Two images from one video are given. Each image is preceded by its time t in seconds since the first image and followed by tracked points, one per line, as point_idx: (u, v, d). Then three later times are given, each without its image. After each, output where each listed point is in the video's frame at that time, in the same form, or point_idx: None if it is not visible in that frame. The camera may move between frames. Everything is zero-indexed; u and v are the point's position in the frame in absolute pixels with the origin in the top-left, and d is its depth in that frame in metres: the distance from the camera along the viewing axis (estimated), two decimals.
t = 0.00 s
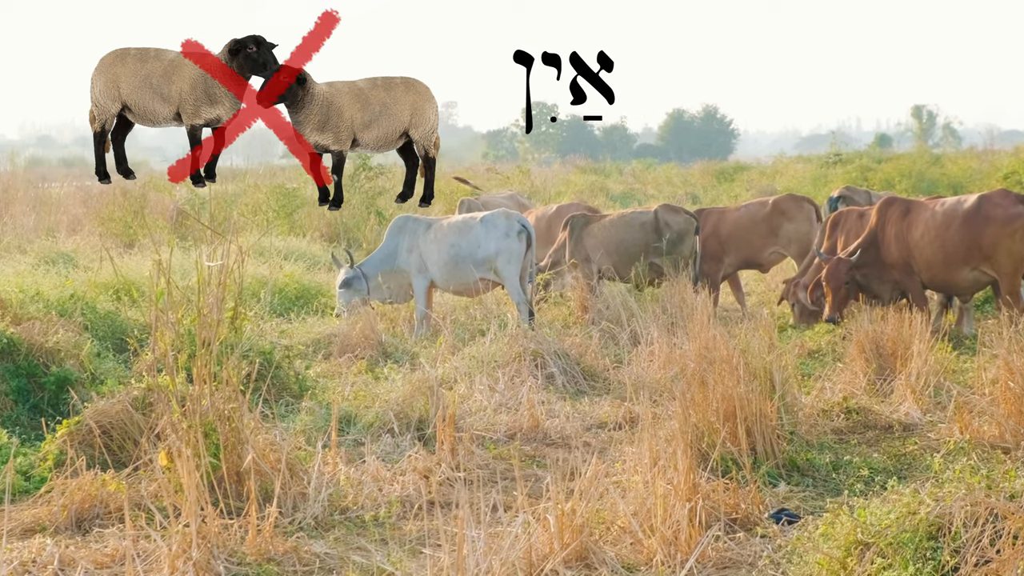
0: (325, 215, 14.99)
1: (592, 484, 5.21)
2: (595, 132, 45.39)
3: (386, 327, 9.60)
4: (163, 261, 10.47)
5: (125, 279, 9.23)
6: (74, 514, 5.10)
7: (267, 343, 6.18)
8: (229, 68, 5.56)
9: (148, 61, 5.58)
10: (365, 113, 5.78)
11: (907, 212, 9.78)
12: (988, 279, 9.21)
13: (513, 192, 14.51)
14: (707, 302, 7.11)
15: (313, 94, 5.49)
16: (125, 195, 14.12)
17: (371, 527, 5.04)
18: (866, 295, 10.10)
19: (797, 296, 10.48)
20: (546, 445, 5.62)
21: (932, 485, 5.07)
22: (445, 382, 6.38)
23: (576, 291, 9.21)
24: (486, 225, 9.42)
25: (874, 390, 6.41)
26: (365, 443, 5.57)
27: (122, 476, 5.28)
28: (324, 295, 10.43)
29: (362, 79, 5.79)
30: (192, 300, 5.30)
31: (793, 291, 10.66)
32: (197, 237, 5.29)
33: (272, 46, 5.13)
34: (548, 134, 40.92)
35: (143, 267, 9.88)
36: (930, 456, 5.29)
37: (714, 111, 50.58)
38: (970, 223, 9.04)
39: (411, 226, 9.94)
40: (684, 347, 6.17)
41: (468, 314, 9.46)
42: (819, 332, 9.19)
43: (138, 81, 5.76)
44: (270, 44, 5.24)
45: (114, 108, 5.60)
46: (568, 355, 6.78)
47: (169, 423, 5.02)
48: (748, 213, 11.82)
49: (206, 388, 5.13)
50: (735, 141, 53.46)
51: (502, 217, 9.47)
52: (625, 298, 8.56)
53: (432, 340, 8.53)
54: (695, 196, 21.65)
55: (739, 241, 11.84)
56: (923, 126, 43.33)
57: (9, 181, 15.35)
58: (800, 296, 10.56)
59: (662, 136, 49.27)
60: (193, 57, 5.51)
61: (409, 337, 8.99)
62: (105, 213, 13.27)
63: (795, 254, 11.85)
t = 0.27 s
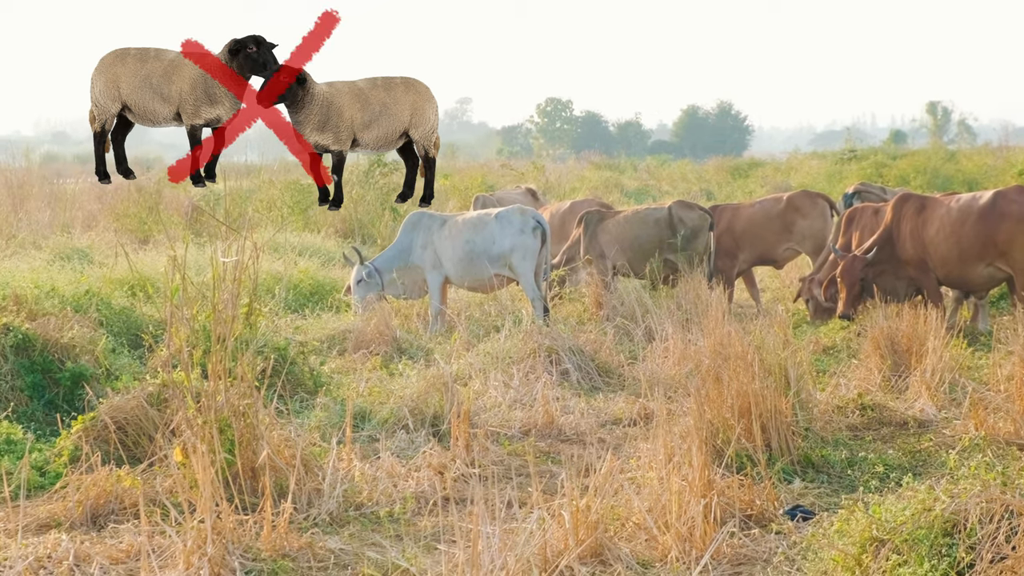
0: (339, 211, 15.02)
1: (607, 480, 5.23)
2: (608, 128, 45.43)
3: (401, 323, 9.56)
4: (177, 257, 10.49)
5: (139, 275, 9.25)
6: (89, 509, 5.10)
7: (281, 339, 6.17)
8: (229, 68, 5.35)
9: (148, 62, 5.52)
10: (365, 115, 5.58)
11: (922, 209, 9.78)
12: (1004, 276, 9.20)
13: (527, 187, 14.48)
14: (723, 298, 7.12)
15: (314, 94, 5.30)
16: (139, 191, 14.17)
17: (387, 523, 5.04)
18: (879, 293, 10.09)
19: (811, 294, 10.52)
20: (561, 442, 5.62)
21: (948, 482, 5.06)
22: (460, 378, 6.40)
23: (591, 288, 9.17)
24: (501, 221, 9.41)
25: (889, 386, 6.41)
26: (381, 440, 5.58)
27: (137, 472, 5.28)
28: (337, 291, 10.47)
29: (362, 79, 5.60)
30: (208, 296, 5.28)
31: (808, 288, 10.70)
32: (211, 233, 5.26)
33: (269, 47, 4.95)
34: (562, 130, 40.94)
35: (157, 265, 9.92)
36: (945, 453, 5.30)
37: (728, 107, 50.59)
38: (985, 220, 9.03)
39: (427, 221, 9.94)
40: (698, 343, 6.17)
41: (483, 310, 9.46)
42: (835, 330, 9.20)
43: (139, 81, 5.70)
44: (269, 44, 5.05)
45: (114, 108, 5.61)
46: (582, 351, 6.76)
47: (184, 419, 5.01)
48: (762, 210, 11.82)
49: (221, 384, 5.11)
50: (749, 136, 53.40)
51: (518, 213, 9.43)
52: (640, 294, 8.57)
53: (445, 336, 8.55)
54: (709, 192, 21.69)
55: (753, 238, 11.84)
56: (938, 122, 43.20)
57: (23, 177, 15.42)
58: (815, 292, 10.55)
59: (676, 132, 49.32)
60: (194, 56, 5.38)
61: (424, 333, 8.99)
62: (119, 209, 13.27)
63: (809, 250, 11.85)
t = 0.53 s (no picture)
0: (352, 207, 15.06)
1: (620, 478, 5.22)
2: (621, 126, 45.44)
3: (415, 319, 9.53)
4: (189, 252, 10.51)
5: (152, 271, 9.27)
6: (102, 505, 5.09)
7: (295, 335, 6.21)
8: (229, 68, 5.19)
9: (148, 61, 5.36)
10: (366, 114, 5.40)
11: (936, 207, 9.77)
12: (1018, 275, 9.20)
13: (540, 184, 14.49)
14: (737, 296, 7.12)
15: (313, 94, 5.12)
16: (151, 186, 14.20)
17: (400, 520, 5.03)
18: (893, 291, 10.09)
19: (827, 291, 10.59)
20: (574, 439, 5.62)
21: (962, 481, 5.07)
22: (474, 375, 6.40)
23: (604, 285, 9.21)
24: (515, 218, 9.41)
25: (903, 385, 6.38)
26: (394, 436, 5.57)
27: (150, 467, 5.28)
28: (352, 287, 10.49)
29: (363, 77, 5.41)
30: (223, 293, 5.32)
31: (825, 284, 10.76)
32: (226, 230, 5.25)
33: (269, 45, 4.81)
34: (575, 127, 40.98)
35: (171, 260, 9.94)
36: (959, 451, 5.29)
37: (742, 105, 50.55)
38: (1000, 219, 9.03)
39: (440, 218, 9.94)
40: (712, 340, 6.16)
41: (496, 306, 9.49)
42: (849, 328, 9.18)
43: (138, 80, 5.53)
44: (268, 42, 4.89)
45: (115, 108, 5.45)
46: (596, 347, 6.80)
47: (198, 415, 5.00)
48: (776, 207, 11.81)
49: (236, 380, 5.12)
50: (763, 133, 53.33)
51: (531, 210, 9.44)
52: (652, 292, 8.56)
53: (457, 332, 8.55)
54: (722, 190, 21.69)
55: (767, 235, 11.84)
56: (952, 119, 43.01)
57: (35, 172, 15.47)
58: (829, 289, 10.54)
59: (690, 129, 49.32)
60: (193, 56, 5.23)
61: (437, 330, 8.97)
62: (134, 205, 13.29)
63: (824, 248, 11.83)
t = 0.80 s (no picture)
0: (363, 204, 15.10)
1: (630, 475, 5.23)
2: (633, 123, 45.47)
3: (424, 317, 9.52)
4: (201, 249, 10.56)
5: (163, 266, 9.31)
6: (112, 500, 5.09)
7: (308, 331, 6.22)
8: (229, 68, 5.38)
9: (148, 62, 5.59)
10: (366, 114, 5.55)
11: (947, 206, 9.78)
12: None
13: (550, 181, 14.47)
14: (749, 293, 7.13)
15: (313, 94, 5.26)
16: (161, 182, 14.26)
17: (410, 517, 5.03)
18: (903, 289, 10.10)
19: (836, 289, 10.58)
20: (584, 437, 5.60)
21: (972, 479, 5.07)
22: (484, 372, 6.40)
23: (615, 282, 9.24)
24: (526, 215, 9.44)
25: (914, 383, 6.38)
26: (404, 433, 5.56)
27: (160, 463, 5.28)
28: (362, 284, 10.49)
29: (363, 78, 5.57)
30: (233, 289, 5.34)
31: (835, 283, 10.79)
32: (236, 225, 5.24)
33: (267, 46, 5.00)
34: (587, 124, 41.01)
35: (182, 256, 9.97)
36: (970, 450, 5.27)
37: (755, 103, 50.51)
38: (1011, 218, 9.07)
39: (450, 215, 9.96)
40: (723, 338, 6.17)
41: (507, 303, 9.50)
42: (859, 326, 9.16)
43: (138, 80, 5.77)
44: (267, 43, 5.07)
45: (113, 107, 5.68)
46: (606, 345, 6.77)
47: (208, 411, 4.98)
48: (787, 205, 11.83)
49: (244, 376, 5.09)
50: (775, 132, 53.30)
51: (542, 207, 9.48)
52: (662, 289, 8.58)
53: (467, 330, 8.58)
54: (733, 188, 21.70)
55: (778, 233, 11.84)
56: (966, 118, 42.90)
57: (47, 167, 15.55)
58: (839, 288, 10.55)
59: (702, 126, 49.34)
60: (194, 56, 5.42)
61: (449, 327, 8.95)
62: (146, 200, 13.33)
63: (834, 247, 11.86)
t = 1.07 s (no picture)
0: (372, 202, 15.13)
1: (640, 473, 5.22)
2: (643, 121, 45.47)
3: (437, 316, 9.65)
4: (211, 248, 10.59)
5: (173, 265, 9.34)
6: (123, 500, 5.09)
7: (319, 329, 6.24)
8: (229, 68, 5.59)
9: (148, 61, 5.76)
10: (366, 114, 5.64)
11: (957, 202, 9.81)
12: None
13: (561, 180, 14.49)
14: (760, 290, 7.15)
15: (312, 94, 5.35)
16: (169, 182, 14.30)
17: (421, 516, 5.03)
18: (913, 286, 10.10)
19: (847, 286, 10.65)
20: (595, 435, 5.62)
21: (982, 476, 5.08)
22: (495, 370, 6.42)
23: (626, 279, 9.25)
24: (536, 213, 9.41)
25: (924, 380, 6.41)
26: (413, 431, 5.55)
27: (171, 461, 5.28)
28: (372, 282, 10.56)
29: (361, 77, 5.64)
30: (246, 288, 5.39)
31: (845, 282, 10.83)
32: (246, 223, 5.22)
33: (267, 45, 5.19)
34: (596, 122, 41.02)
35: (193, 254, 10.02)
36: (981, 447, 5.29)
37: (764, 100, 50.46)
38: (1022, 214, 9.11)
39: (461, 213, 9.95)
40: (733, 335, 6.18)
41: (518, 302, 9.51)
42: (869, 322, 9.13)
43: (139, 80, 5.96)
44: (265, 42, 5.26)
45: (115, 107, 5.85)
46: (616, 343, 6.76)
47: (218, 410, 4.96)
48: (797, 203, 11.84)
49: (255, 375, 5.09)
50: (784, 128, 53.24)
51: (552, 205, 9.44)
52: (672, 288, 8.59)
53: (477, 328, 8.62)
54: (743, 185, 21.71)
55: (788, 231, 11.85)
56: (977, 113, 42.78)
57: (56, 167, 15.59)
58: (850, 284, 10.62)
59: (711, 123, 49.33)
60: (194, 56, 5.63)
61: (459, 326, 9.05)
62: (155, 199, 13.36)
63: (844, 244, 11.86)
